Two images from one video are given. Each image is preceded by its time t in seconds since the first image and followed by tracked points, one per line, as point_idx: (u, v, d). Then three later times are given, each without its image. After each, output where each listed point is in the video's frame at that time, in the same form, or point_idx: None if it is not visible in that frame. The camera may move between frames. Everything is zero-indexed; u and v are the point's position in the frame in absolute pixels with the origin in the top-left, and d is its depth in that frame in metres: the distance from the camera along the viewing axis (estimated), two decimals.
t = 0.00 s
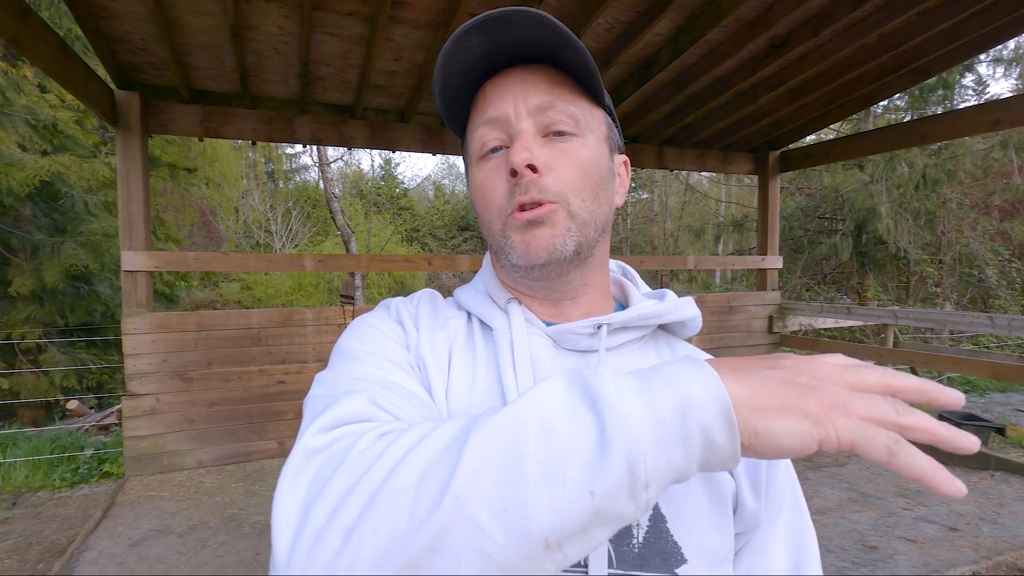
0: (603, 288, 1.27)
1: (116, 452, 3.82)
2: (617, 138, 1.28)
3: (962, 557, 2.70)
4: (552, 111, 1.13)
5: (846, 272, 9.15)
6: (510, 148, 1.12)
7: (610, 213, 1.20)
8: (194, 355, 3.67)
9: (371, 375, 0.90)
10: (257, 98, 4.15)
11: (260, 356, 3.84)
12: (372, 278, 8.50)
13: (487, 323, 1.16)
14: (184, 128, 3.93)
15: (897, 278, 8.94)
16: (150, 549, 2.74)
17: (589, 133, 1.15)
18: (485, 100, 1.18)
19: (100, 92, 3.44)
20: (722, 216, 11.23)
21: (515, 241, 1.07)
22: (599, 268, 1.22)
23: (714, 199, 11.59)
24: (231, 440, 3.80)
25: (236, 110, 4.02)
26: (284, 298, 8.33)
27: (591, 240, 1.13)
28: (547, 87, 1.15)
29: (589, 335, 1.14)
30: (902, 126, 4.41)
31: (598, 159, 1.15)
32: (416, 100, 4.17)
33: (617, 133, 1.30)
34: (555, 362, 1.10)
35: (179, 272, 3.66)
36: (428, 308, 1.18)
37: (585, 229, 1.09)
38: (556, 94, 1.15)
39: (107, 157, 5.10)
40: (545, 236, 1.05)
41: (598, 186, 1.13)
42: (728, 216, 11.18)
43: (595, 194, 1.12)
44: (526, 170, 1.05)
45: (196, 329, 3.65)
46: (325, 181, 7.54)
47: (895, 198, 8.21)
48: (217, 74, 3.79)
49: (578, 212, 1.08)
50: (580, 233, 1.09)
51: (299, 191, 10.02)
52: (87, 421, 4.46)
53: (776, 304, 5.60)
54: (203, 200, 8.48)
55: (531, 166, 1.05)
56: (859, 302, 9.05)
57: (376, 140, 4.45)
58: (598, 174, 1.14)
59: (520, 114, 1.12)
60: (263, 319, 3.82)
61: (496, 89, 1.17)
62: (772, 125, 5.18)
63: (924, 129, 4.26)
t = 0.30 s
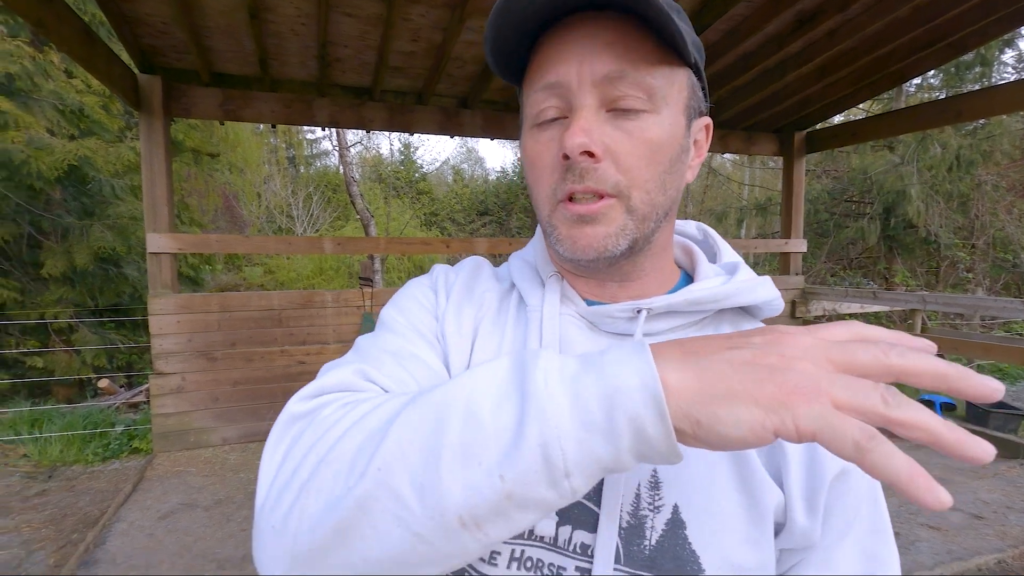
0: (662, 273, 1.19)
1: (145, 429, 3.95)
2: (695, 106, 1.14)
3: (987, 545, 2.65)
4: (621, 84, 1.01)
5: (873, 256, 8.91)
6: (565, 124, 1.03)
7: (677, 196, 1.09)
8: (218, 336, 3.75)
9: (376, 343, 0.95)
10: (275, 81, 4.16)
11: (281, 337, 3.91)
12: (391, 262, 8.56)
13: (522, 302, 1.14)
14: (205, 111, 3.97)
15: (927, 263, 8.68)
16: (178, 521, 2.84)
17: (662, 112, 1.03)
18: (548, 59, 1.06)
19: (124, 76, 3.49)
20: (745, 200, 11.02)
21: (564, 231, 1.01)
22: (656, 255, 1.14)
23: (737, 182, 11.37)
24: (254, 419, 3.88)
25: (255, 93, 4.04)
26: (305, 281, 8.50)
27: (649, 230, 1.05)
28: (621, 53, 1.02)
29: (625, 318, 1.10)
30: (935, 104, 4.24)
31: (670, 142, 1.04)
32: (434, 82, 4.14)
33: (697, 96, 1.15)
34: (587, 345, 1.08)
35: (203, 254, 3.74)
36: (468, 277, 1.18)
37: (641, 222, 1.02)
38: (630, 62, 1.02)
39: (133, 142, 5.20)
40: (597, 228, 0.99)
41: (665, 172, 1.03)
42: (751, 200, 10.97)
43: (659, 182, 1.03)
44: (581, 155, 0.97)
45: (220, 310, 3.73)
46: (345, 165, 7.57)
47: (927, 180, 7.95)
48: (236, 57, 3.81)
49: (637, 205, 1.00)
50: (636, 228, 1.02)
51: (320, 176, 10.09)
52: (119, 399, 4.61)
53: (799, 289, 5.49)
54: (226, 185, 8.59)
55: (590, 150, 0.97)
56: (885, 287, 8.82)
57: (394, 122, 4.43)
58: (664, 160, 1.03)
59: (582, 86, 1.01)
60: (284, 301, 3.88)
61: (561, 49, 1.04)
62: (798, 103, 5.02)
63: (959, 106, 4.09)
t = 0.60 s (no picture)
0: (709, 263, 1.05)
1: (167, 408, 4.04)
2: (751, 87, 1.00)
3: (1009, 536, 2.59)
4: (655, 67, 0.91)
5: (898, 241, 8.68)
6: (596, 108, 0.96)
7: (721, 186, 0.97)
8: (236, 319, 3.80)
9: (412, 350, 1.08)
10: (289, 64, 4.14)
11: (298, 321, 3.94)
12: (407, 246, 8.58)
13: (549, 289, 1.12)
14: (220, 95, 3.97)
15: (954, 248, 8.43)
16: (199, 499, 2.92)
17: (704, 94, 0.92)
18: (582, 37, 0.98)
19: (139, 60, 3.50)
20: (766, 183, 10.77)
21: (590, 221, 0.95)
22: (696, 245, 1.00)
23: (758, 165, 11.11)
24: (272, 401, 3.94)
25: (268, 76, 4.03)
26: (323, 266, 8.56)
27: (682, 223, 0.94)
28: (658, 29, 0.91)
29: (647, 310, 1.00)
30: (968, 82, 4.07)
31: (710, 129, 0.92)
32: (447, 63, 4.09)
33: (755, 72, 1.00)
34: (605, 337, 1.02)
35: (220, 238, 3.76)
36: (509, 264, 1.19)
37: (673, 215, 0.92)
38: (666, 38, 0.91)
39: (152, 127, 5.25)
40: (620, 222, 0.92)
41: (702, 161, 0.92)
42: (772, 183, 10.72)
43: (693, 172, 0.92)
44: (606, 143, 0.90)
45: (237, 293, 3.78)
46: (360, 149, 7.56)
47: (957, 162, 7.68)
48: (249, 40, 3.79)
49: (666, 197, 0.91)
50: (666, 221, 0.92)
51: (336, 162, 10.04)
52: (141, 381, 4.72)
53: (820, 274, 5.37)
54: (244, 170, 8.65)
55: (616, 139, 0.90)
56: (910, 273, 8.56)
57: (407, 104, 4.39)
58: (700, 146, 0.92)
59: (615, 68, 0.93)
60: (300, 285, 3.91)
61: (594, 25, 0.96)
62: (822, 83, 4.86)
63: (994, 84, 3.91)
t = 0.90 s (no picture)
0: (863, 318, 0.79)
1: (167, 405, 3.94)
2: (903, 71, 0.69)
3: None
4: (722, 72, 0.71)
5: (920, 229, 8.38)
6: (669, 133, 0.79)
7: (847, 220, 0.71)
8: (236, 314, 3.67)
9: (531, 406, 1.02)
10: (288, 48, 3.96)
11: (299, 316, 3.81)
12: (415, 236, 8.42)
13: (672, 340, 0.96)
14: (216, 80, 3.80)
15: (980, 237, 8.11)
16: (195, 503, 2.80)
17: (801, 99, 0.67)
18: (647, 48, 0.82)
19: (130, 44, 3.33)
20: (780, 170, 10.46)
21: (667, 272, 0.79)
22: (829, 299, 0.77)
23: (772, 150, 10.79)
24: (273, 398, 3.81)
25: (267, 60, 3.85)
26: (332, 255, 8.47)
27: (783, 271, 0.72)
28: (722, 26, 0.70)
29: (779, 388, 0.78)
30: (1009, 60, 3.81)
31: (822, 148, 0.68)
32: (454, 45, 3.88)
33: (913, 48, 0.69)
34: (731, 410, 0.82)
35: (219, 230, 3.63)
36: (641, 304, 1.07)
37: (770, 266, 0.71)
38: (735, 35, 0.69)
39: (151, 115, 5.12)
40: (696, 274, 0.74)
41: (810, 193, 0.69)
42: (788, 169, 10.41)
43: (781, 202, 0.69)
44: (664, 175, 0.74)
45: (236, 287, 3.64)
46: (367, 136, 7.38)
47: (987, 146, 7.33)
48: (246, 22, 3.61)
49: (755, 242, 0.71)
50: (761, 273, 0.72)
51: (346, 149, 9.97)
52: (143, 375, 4.63)
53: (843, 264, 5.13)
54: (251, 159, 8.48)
55: (673, 175, 0.73)
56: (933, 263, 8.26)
57: (412, 89, 4.19)
58: (788, 167, 0.68)
59: (676, 82, 0.76)
60: (301, 278, 3.77)
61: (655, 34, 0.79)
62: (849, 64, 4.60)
63: None
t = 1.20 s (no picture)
0: None
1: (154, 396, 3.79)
2: None
3: None
4: None
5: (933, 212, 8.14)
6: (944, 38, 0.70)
7: None
8: (223, 302, 3.48)
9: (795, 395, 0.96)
10: (274, 18, 3.70)
11: (289, 304, 3.61)
12: (415, 220, 8.18)
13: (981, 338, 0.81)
14: (197, 52, 3.56)
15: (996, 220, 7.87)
16: (177, 503, 2.64)
17: None
18: None
19: (101, 11, 3.09)
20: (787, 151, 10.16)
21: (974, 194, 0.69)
22: None
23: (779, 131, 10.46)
24: (264, 389, 3.64)
25: (252, 30, 3.60)
26: (333, 241, 8.02)
27: None
28: None
29: None
30: None
31: None
32: (451, 13, 3.62)
33: None
34: None
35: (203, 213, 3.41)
36: (941, 294, 0.93)
37: None
38: None
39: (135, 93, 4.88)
40: None
41: None
42: (796, 151, 10.11)
43: None
44: (944, 78, 0.65)
45: (222, 273, 3.45)
46: (364, 116, 7.00)
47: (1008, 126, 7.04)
48: None
49: None
50: None
51: (345, 133, 9.50)
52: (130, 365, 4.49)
53: (859, 249, 4.89)
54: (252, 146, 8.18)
55: (967, 73, 0.63)
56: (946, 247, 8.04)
57: (407, 62, 3.94)
58: None
59: None
60: (291, 263, 3.57)
61: None
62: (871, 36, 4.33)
63: None
